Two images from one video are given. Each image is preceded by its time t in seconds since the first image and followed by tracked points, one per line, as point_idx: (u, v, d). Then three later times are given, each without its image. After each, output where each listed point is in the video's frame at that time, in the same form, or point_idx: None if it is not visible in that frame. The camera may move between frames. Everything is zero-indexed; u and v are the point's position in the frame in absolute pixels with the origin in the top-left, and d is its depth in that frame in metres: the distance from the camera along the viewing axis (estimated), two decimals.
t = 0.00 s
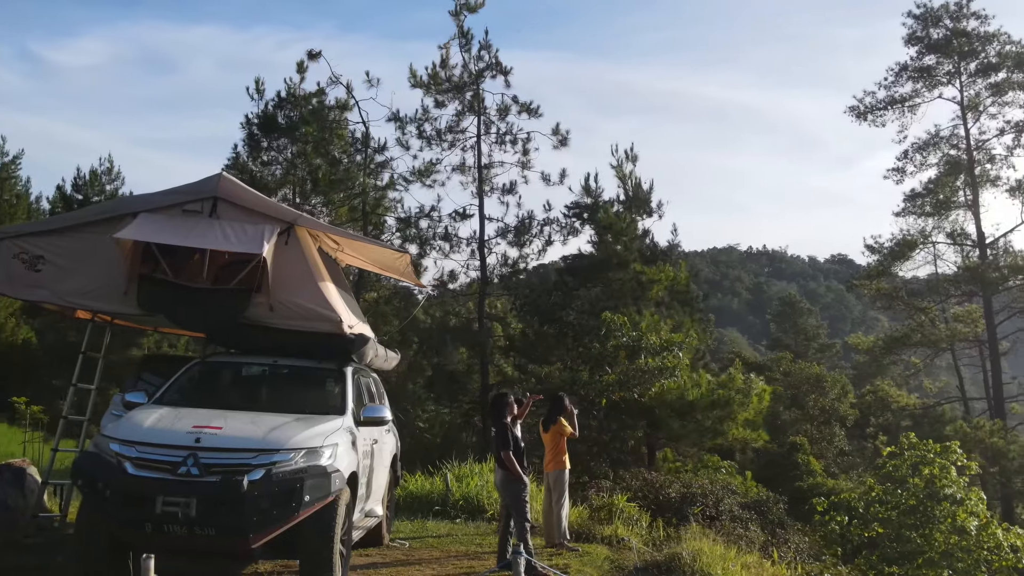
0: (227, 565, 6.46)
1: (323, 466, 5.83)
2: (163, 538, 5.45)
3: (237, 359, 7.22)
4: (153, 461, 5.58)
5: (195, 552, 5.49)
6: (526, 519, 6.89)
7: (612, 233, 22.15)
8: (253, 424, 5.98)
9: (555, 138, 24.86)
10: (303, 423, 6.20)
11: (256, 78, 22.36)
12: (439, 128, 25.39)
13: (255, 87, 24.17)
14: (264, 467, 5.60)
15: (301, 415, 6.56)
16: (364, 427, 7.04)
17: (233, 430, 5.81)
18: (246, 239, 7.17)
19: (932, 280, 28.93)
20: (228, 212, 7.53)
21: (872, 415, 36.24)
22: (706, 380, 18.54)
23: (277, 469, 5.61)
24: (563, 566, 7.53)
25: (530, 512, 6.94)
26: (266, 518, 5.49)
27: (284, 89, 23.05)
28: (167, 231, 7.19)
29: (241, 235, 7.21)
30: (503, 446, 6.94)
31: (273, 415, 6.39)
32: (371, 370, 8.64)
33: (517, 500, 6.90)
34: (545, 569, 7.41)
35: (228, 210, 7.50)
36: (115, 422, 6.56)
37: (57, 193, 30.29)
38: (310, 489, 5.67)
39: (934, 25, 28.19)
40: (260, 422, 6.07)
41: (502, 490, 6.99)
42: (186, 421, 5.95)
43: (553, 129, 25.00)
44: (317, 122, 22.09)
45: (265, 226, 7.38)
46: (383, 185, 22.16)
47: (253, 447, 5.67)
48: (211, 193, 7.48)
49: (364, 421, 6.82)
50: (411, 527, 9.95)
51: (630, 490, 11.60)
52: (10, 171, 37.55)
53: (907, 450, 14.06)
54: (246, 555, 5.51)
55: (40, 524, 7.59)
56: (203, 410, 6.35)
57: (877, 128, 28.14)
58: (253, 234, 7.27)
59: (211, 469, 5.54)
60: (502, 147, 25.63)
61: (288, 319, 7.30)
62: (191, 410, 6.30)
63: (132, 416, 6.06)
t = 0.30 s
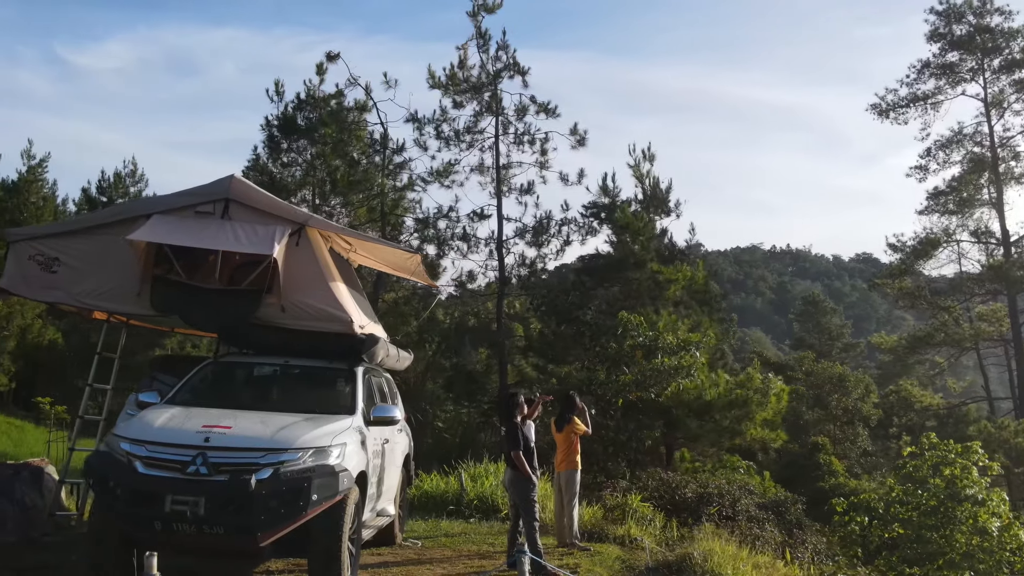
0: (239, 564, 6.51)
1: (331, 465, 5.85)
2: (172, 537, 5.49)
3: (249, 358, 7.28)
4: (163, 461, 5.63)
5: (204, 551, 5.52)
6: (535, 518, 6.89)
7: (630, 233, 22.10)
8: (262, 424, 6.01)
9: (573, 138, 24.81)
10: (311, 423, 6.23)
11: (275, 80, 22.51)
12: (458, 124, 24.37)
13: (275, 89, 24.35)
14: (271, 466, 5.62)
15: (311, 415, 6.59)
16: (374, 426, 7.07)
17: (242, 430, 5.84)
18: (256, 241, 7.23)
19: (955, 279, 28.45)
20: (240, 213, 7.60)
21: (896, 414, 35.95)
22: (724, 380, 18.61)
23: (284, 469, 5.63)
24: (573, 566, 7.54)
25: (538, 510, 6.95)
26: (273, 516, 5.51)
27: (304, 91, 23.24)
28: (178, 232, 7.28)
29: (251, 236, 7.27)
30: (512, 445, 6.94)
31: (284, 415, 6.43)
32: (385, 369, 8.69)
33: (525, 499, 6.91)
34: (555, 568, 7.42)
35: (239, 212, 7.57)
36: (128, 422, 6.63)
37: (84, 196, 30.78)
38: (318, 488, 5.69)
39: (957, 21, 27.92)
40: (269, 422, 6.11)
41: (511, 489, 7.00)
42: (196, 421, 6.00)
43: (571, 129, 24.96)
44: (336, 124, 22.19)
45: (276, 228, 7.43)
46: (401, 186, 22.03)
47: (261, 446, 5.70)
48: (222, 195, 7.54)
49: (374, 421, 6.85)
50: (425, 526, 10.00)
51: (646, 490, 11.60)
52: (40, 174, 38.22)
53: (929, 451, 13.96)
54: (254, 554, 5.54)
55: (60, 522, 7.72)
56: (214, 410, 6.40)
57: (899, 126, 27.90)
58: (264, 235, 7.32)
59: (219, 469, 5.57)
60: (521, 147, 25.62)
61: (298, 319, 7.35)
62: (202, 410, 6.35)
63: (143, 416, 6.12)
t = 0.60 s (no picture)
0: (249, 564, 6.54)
1: (339, 465, 5.88)
2: (182, 535, 5.51)
3: (261, 359, 7.33)
4: (173, 460, 5.67)
5: (214, 549, 5.54)
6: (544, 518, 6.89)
7: (648, 233, 22.03)
8: (271, 425, 6.05)
9: (592, 138, 24.78)
10: (320, 423, 6.26)
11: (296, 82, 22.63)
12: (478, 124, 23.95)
13: (295, 91, 24.49)
14: (280, 466, 5.65)
15: (321, 415, 6.63)
16: (383, 426, 7.10)
17: (251, 430, 5.88)
18: (268, 242, 7.28)
19: (979, 278, 28.20)
20: (252, 215, 7.65)
21: (920, 414, 35.64)
22: (743, 380, 18.59)
23: (292, 468, 5.66)
24: (583, 566, 7.52)
25: (548, 511, 6.95)
26: (281, 516, 5.53)
27: (324, 93, 23.35)
28: (191, 234, 7.34)
29: (263, 237, 7.31)
30: (522, 444, 6.95)
31: (293, 415, 6.46)
32: (397, 370, 8.75)
33: (534, 499, 6.91)
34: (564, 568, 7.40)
35: (251, 213, 7.62)
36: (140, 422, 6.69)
37: (109, 199, 31.22)
38: (326, 487, 5.71)
39: (980, 18, 27.63)
40: (279, 422, 6.14)
41: (522, 489, 6.98)
42: (206, 422, 6.04)
43: (590, 129, 24.93)
44: (356, 124, 22.30)
45: (287, 229, 7.47)
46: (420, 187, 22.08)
47: (270, 446, 5.73)
48: (234, 196, 7.59)
49: (383, 421, 6.88)
50: (439, 526, 10.01)
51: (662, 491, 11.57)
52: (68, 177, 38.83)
53: (950, 452, 13.84)
54: (262, 553, 5.56)
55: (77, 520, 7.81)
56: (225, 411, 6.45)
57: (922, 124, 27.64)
58: (275, 236, 7.37)
59: (228, 468, 5.60)
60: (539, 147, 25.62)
61: (309, 320, 7.40)
62: (213, 411, 6.40)
63: (154, 416, 6.17)
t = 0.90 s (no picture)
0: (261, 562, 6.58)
1: (347, 464, 5.90)
2: (191, 534, 5.56)
3: (273, 359, 7.38)
4: (183, 460, 5.71)
5: (223, 548, 5.58)
6: (554, 518, 6.89)
7: (665, 232, 21.95)
8: (281, 424, 6.09)
9: (610, 137, 24.74)
10: (329, 423, 6.29)
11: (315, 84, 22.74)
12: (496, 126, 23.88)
13: (314, 92, 24.60)
14: (288, 466, 5.68)
15: (331, 415, 6.66)
16: (394, 427, 7.12)
17: (260, 430, 5.92)
18: (279, 243, 7.32)
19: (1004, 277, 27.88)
20: (264, 216, 7.70)
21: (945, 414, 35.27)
22: (762, 380, 18.54)
23: (301, 468, 5.69)
24: (593, 566, 7.51)
25: (558, 510, 6.94)
26: (289, 515, 5.56)
27: (343, 94, 23.44)
28: (203, 236, 7.41)
29: (274, 239, 7.36)
30: (533, 444, 6.97)
31: (303, 415, 6.49)
32: (410, 370, 8.78)
33: (545, 499, 6.92)
34: (576, 569, 7.39)
35: (263, 215, 7.67)
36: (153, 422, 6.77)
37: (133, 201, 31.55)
38: (333, 487, 5.74)
39: (1005, 13, 27.29)
40: (288, 422, 6.18)
41: (532, 489, 6.99)
42: (216, 421, 6.09)
43: (608, 129, 24.89)
44: (376, 125, 22.36)
45: (298, 230, 7.52)
46: (439, 188, 22.10)
47: (278, 446, 5.76)
48: (246, 198, 7.64)
49: (393, 421, 6.90)
50: (452, 525, 10.02)
51: (679, 491, 11.52)
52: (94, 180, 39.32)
53: (973, 452, 13.69)
54: (271, 552, 5.57)
55: (94, 518, 7.89)
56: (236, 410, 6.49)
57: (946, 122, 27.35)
58: (286, 238, 7.42)
59: (237, 468, 5.64)
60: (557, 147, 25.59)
61: (320, 320, 7.46)
62: (224, 410, 6.44)
63: (165, 416, 6.22)
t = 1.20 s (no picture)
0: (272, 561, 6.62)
1: (355, 465, 5.93)
2: (201, 533, 5.59)
3: (287, 360, 7.43)
4: (193, 459, 5.77)
5: (232, 547, 5.62)
6: (566, 519, 6.89)
7: (685, 231, 21.89)
8: (291, 424, 6.13)
9: (630, 137, 24.66)
10: (339, 423, 6.33)
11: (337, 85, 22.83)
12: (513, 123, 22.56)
13: (336, 94, 24.73)
14: (297, 465, 5.72)
15: (343, 415, 6.70)
16: (406, 426, 7.15)
17: (271, 430, 5.96)
18: (292, 244, 7.38)
19: None
20: (277, 218, 7.76)
21: (975, 414, 34.82)
22: (783, 380, 18.43)
23: (309, 468, 5.72)
24: (606, 566, 7.51)
25: (570, 510, 6.94)
26: (298, 515, 5.59)
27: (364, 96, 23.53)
28: (217, 237, 7.48)
29: (287, 240, 7.42)
30: (545, 445, 6.97)
31: (314, 415, 6.53)
32: (423, 370, 8.82)
33: (557, 500, 6.91)
34: (588, 569, 7.39)
35: (276, 216, 7.73)
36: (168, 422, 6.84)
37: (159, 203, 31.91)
38: (342, 486, 5.77)
39: None
40: (298, 422, 6.22)
41: (544, 490, 6.99)
42: (227, 422, 6.14)
43: (628, 129, 24.82)
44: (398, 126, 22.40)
45: (311, 231, 7.57)
46: (459, 188, 22.11)
47: (288, 446, 5.80)
48: (260, 199, 7.71)
49: (405, 420, 6.93)
50: (468, 525, 10.04)
51: (698, 491, 11.48)
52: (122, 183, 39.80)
53: (998, 453, 13.51)
54: (280, 551, 5.61)
55: (112, 517, 7.98)
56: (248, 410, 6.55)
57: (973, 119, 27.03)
58: (299, 239, 7.48)
59: (247, 467, 5.68)
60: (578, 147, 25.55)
61: (332, 321, 7.51)
62: (236, 410, 6.50)
63: (177, 416, 6.28)
